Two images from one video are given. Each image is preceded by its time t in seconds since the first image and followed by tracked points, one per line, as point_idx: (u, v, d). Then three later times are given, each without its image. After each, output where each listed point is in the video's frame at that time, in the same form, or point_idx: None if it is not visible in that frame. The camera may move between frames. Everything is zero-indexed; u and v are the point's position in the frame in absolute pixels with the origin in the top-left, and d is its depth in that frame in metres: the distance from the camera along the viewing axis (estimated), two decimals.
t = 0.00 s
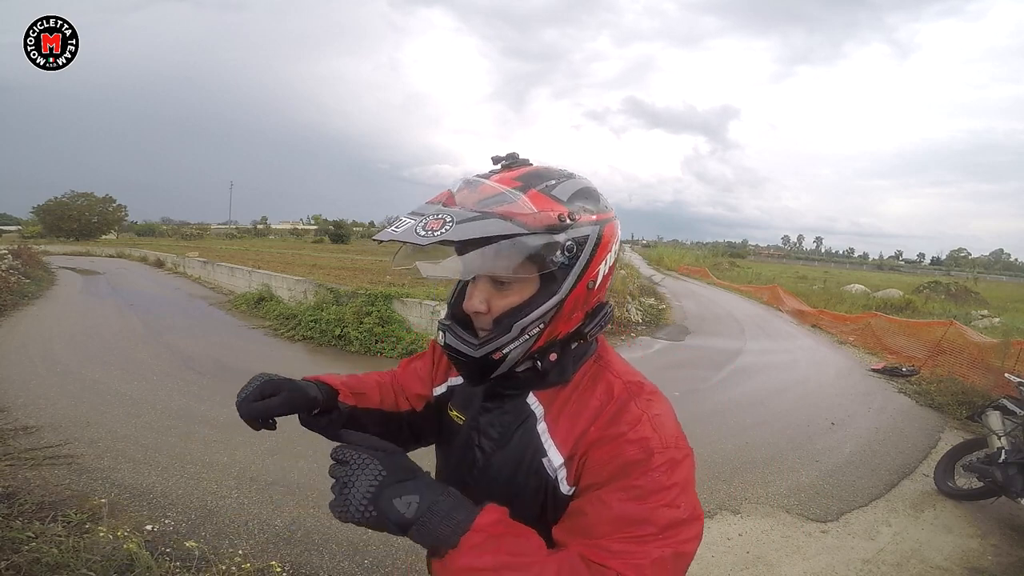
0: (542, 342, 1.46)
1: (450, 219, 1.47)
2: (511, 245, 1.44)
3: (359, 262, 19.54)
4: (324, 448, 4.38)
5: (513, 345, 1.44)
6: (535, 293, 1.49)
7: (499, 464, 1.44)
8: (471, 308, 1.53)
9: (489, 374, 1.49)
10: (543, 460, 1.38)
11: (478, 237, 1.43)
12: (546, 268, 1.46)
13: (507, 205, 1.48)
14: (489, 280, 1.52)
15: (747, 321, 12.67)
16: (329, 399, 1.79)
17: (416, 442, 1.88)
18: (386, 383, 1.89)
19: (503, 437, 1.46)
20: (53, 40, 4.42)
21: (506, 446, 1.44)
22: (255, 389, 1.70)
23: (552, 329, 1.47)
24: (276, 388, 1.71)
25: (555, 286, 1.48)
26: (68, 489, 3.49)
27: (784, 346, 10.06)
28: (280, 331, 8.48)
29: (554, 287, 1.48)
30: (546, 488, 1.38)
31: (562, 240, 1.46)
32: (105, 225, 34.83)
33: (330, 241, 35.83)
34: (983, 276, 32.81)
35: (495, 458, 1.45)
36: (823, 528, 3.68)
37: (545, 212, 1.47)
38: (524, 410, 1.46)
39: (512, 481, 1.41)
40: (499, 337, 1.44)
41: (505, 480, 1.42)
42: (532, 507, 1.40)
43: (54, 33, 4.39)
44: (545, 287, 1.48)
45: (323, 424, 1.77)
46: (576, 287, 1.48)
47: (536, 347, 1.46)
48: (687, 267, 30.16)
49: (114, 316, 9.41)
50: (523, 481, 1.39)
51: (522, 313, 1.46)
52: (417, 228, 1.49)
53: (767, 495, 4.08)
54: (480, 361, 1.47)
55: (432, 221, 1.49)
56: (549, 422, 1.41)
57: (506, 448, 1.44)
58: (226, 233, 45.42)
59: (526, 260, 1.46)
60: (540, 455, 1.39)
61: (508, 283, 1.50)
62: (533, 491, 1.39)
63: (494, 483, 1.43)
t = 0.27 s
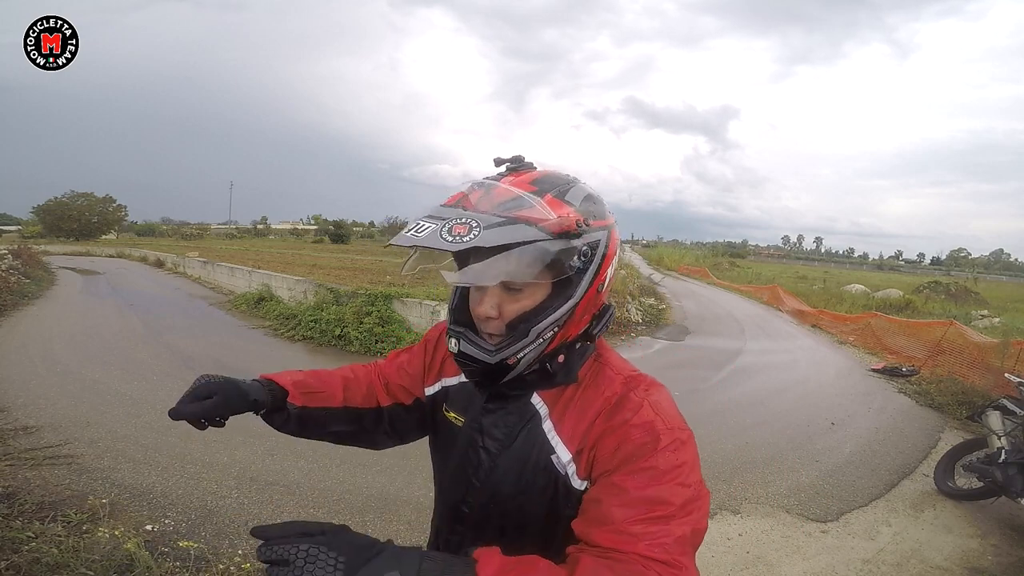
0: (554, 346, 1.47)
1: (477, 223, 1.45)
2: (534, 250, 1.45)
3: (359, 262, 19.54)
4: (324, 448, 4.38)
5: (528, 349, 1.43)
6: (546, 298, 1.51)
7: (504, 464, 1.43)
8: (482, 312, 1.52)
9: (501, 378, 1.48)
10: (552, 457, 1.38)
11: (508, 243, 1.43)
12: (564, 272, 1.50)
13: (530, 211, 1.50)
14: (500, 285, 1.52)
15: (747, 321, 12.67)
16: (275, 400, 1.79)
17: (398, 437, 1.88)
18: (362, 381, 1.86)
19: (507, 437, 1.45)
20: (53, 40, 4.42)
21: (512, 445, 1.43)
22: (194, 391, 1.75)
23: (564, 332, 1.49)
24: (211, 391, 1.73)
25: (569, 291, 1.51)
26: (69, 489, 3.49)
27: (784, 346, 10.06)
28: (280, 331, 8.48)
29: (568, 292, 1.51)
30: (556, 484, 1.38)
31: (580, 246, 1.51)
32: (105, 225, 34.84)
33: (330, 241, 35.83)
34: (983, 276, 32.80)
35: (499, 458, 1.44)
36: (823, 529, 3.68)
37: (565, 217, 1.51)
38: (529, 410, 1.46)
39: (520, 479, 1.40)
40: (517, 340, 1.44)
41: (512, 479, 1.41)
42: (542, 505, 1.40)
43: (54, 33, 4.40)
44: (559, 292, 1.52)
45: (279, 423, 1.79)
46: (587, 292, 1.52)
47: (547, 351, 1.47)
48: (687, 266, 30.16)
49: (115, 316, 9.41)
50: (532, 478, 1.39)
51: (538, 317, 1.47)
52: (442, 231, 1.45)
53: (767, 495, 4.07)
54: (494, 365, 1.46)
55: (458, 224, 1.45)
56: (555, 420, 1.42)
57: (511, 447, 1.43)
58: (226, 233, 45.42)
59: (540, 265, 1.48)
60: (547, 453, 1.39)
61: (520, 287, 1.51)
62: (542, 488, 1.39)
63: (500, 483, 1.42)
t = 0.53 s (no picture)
0: (565, 341, 1.50)
1: (508, 219, 1.46)
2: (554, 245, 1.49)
3: (360, 262, 19.55)
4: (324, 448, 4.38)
5: (542, 343, 1.45)
6: (555, 292, 1.55)
7: (504, 461, 1.43)
8: (495, 308, 1.52)
9: (513, 375, 1.48)
10: (552, 452, 1.38)
11: (535, 239, 1.46)
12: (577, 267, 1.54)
13: (549, 207, 1.52)
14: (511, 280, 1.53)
15: (747, 321, 12.67)
16: (292, 412, 1.78)
17: (398, 443, 1.88)
18: (366, 388, 1.86)
19: (506, 434, 1.45)
20: (53, 40, 4.42)
21: (511, 442, 1.43)
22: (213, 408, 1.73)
23: (574, 326, 1.53)
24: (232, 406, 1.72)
25: (576, 284, 1.56)
26: (69, 489, 3.49)
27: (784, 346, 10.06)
28: (280, 331, 8.48)
29: (575, 286, 1.55)
30: (557, 479, 1.38)
31: (589, 241, 1.57)
32: (105, 226, 34.83)
33: (330, 241, 35.83)
34: (983, 276, 32.78)
35: (498, 456, 1.44)
36: (823, 528, 3.68)
37: (578, 214, 1.56)
38: (526, 406, 1.46)
39: (520, 476, 1.40)
40: (536, 336, 1.45)
41: (511, 476, 1.41)
42: (543, 501, 1.39)
43: (54, 33, 4.40)
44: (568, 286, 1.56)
45: (294, 436, 1.78)
46: (593, 286, 1.58)
47: (560, 345, 1.49)
48: (687, 266, 30.15)
49: (115, 316, 9.41)
50: (533, 475, 1.39)
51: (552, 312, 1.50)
52: (474, 227, 1.44)
53: (767, 495, 4.08)
54: (510, 361, 1.46)
55: (488, 220, 1.45)
56: (554, 416, 1.42)
57: (510, 444, 1.43)
58: (226, 233, 45.42)
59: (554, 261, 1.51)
60: (547, 448, 1.39)
61: (531, 282, 1.53)
62: (543, 484, 1.39)
63: (500, 480, 1.42)
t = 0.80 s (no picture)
0: (568, 334, 1.51)
1: (525, 207, 1.47)
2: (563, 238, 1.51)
3: (360, 262, 19.54)
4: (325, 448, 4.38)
5: (548, 335, 1.46)
6: (560, 287, 1.56)
7: (503, 460, 1.43)
8: (500, 300, 1.53)
9: (517, 367, 1.47)
10: (552, 449, 1.38)
11: (548, 228, 1.48)
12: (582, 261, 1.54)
13: (560, 200, 1.55)
14: (517, 273, 1.54)
15: (747, 321, 12.66)
16: (273, 407, 1.76)
17: (391, 443, 1.90)
18: (351, 388, 1.86)
19: (505, 432, 1.45)
20: (53, 40, 4.42)
21: (509, 440, 1.43)
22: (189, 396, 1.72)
23: (577, 320, 1.54)
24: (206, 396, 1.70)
25: (580, 280, 1.57)
26: (68, 489, 3.49)
27: (784, 346, 10.06)
28: (280, 331, 8.47)
29: (579, 281, 1.57)
30: (557, 475, 1.38)
31: (594, 236, 1.58)
32: (105, 226, 34.83)
33: (330, 241, 35.84)
34: (983, 276, 32.78)
35: (497, 454, 1.44)
36: (823, 528, 3.68)
37: (585, 211, 1.59)
38: (525, 404, 1.46)
39: (519, 475, 1.40)
40: (542, 327, 1.45)
41: (510, 474, 1.41)
42: (543, 498, 1.40)
43: (54, 33, 4.40)
44: (572, 281, 1.56)
45: (272, 430, 1.76)
46: (596, 282, 1.60)
47: (563, 338, 1.49)
48: (687, 267, 30.16)
49: (114, 316, 9.40)
50: (532, 472, 1.39)
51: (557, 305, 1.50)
52: (493, 213, 1.44)
53: (767, 495, 4.08)
54: (515, 352, 1.45)
55: (505, 207, 1.46)
56: (553, 414, 1.43)
57: (509, 443, 1.43)
58: (226, 233, 45.42)
59: (561, 254, 1.52)
60: (546, 445, 1.39)
61: (537, 276, 1.54)
62: (542, 480, 1.39)
63: (499, 479, 1.42)
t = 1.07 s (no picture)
0: (559, 328, 1.52)
1: (517, 202, 1.48)
2: (555, 233, 1.51)
3: (360, 262, 19.54)
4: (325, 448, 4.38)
5: (541, 329, 1.46)
6: (553, 282, 1.56)
7: (498, 456, 1.42)
8: (494, 294, 1.53)
9: (510, 361, 1.48)
10: (548, 444, 1.38)
11: (541, 222, 1.49)
12: (575, 257, 1.54)
13: (553, 198, 1.55)
14: (511, 267, 1.54)
15: (747, 321, 12.66)
16: (316, 412, 1.76)
17: (393, 445, 1.89)
18: (366, 390, 1.86)
19: (500, 429, 1.45)
20: (53, 40, 4.42)
21: (505, 437, 1.43)
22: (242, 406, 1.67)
23: (569, 315, 1.55)
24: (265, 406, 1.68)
25: (572, 275, 1.58)
26: (68, 489, 3.49)
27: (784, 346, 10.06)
28: (280, 331, 8.48)
29: (571, 277, 1.57)
30: (552, 471, 1.37)
31: (586, 233, 1.58)
32: (105, 226, 34.82)
33: (330, 241, 35.87)
34: (983, 276, 32.78)
35: (492, 450, 1.44)
36: (823, 529, 3.68)
37: (576, 208, 1.60)
38: (520, 401, 1.46)
39: (515, 470, 1.40)
40: (535, 321, 1.46)
41: (506, 470, 1.40)
42: (539, 494, 1.39)
43: (54, 33, 4.40)
44: (564, 276, 1.57)
45: (311, 436, 1.77)
46: (587, 278, 1.61)
47: (555, 332, 1.50)
48: (687, 267, 30.17)
49: (115, 316, 9.40)
50: (527, 468, 1.39)
51: (549, 299, 1.51)
52: (486, 207, 1.45)
53: (767, 495, 4.08)
54: (509, 346, 1.46)
55: (499, 202, 1.47)
56: (548, 410, 1.43)
57: (504, 440, 1.43)
58: (226, 233, 45.42)
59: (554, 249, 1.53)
60: (542, 442, 1.39)
61: (530, 271, 1.54)
62: (538, 476, 1.39)
63: (494, 475, 1.41)
